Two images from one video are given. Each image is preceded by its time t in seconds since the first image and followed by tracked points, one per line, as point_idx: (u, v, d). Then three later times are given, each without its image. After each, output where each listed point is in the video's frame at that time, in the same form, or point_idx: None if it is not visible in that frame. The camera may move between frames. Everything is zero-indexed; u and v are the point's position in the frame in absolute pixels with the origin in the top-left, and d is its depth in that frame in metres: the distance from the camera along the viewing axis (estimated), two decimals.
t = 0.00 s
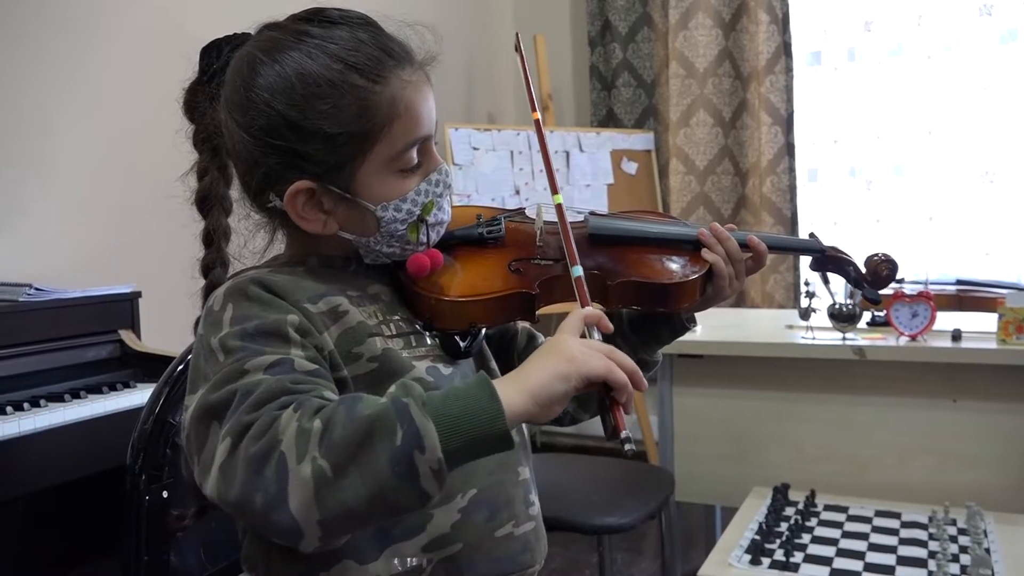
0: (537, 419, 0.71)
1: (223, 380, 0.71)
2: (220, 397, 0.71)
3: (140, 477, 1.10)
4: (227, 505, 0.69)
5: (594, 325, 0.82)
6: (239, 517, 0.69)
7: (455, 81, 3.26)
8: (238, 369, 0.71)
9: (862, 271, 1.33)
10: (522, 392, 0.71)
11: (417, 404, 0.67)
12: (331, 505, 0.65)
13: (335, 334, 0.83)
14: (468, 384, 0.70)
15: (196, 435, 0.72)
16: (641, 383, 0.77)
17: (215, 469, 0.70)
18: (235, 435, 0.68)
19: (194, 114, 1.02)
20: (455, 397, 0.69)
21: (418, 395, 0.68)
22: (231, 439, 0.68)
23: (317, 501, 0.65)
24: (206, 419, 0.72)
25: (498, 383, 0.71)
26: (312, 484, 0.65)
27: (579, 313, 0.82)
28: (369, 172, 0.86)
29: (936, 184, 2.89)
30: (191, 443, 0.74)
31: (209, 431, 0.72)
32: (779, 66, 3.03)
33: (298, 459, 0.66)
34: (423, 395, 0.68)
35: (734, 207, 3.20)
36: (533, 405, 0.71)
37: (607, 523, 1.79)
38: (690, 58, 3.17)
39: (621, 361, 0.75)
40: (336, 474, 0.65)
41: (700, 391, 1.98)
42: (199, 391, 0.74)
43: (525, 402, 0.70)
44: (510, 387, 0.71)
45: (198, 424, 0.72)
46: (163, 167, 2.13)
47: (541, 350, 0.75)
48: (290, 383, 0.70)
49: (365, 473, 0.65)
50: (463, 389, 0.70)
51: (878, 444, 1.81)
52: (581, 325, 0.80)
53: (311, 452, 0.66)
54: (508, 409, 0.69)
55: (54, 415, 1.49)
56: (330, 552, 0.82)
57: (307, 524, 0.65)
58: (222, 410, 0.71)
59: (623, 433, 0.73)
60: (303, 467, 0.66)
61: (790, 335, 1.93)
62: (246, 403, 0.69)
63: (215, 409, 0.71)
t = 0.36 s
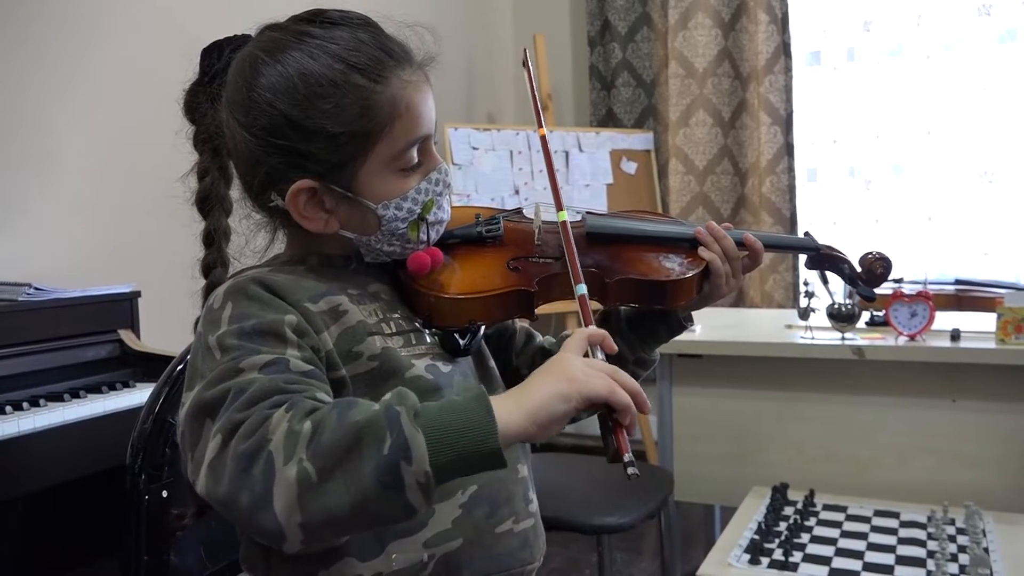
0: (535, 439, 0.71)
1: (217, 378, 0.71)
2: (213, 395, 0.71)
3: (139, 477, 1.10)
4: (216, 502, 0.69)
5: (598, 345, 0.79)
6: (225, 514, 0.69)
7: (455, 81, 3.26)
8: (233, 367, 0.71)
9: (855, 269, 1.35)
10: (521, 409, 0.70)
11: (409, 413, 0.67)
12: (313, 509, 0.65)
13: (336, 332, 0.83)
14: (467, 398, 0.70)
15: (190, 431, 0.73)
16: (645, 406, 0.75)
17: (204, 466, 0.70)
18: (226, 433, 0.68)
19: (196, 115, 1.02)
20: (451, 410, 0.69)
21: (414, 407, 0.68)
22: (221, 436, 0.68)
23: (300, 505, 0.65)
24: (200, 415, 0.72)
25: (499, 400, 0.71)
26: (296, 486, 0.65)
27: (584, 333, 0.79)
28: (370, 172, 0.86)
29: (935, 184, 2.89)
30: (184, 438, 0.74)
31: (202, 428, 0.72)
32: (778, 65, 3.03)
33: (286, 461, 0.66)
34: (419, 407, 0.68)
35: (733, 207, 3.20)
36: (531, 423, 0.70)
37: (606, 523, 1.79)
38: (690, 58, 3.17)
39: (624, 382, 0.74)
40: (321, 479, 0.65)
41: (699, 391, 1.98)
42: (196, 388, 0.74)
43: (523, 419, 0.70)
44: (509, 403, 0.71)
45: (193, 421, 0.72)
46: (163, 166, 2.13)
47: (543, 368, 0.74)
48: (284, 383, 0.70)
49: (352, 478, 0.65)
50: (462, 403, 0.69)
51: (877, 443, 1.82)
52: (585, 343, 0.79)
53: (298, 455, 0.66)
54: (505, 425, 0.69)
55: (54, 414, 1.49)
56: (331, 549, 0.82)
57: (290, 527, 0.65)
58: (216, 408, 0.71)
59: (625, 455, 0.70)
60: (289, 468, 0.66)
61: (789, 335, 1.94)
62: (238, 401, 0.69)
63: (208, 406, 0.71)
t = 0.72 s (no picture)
0: (544, 462, 0.68)
1: (221, 374, 0.71)
2: (217, 391, 0.71)
3: (138, 477, 1.10)
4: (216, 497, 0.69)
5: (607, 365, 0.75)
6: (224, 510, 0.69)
7: (454, 82, 3.26)
8: (236, 363, 0.71)
9: (852, 273, 1.35)
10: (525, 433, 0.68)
11: (409, 426, 0.66)
12: (307, 511, 0.65)
13: (337, 331, 0.83)
14: (475, 415, 0.68)
15: (194, 426, 0.73)
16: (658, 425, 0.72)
17: (206, 461, 0.70)
18: (229, 429, 0.68)
19: (200, 116, 1.02)
20: (452, 426, 0.67)
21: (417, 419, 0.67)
22: (224, 431, 0.69)
23: (296, 505, 0.65)
24: (203, 410, 0.72)
25: (504, 422, 0.69)
26: (293, 486, 0.65)
27: (593, 350, 0.76)
28: (373, 171, 0.86)
29: (934, 185, 2.89)
30: (187, 431, 0.74)
31: (205, 423, 0.72)
32: (777, 66, 3.04)
33: (285, 460, 0.66)
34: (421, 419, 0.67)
35: (732, 207, 3.20)
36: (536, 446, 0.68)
37: (605, 523, 1.79)
38: (689, 59, 3.17)
39: (636, 401, 0.70)
40: (318, 480, 0.65)
41: (698, 391, 1.98)
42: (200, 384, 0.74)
43: (527, 442, 0.67)
44: (514, 425, 0.68)
45: (196, 417, 0.72)
46: (163, 166, 2.13)
47: (553, 386, 0.71)
48: (286, 380, 0.70)
49: (348, 482, 0.65)
50: (468, 419, 0.68)
51: (875, 443, 1.82)
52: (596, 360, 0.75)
53: (297, 455, 0.65)
54: (507, 447, 0.67)
55: (53, 414, 1.49)
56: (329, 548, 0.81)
57: (284, 527, 0.65)
58: (220, 404, 0.71)
59: (638, 474, 0.66)
60: (287, 468, 0.65)
61: (788, 335, 1.94)
62: (241, 397, 0.69)
63: (212, 402, 0.71)
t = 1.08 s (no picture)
0: (544, 505, 0.63)
1: (220, 376, 0.71)
2: (216, 392, 0.70)
3: (134, 478, 1.10)
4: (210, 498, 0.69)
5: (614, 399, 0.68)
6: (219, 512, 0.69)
7: (451, 82, 3.26)
8: (236, 365, 0.71)
9: (847, 275, 1.35)
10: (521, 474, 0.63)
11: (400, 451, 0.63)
12: (291, 522, 0.63)
13: (336, 332, 0.82)
14: (474, 449, 0.64)
15: (190, 426, 0.72)
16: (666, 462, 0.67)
17: (203, 463, 0.70)
18: (227, 430, 0.67)
19: (199, 117, 1.02)
20: (450, 453, 0.63)
21: (414, 444, 0.64)
22: (223, 434, 0.68)
23: (282, 514, 0.64)
24: (201, 411, 0.71)
25: (500, 461, 0.64)
26: (279, 495, 0.64)
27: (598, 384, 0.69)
28: (371, 173, 0.86)
29: (932, 185, 2.89)
30: (185, 430, 0.74)
31: (202, 424, 0.72)
32: (774, 67, 3.04)
33: (276, 468, 0.65)
34: (417, 443, 0.64)
35: (729, 208, 3.20)
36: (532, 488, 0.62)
37: (602, 523, 1.79)
38: (686, 59, 3.17)
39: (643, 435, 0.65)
40: (304, 492, 0.64)
41: (696, 391, 1.98)
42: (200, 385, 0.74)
43: (523, 483, 0.62)
44: (510, 466, 0.63)
45: (195, 418, 0.72)
46: (160, 167, 2.13)
47: (554, 422, 0.66)
48: (286, 384, 0.69)
49: (333, 499, 0.63)
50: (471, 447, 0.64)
51: (873, 443, 1.82)
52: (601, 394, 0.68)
53: (288, 463, 0.64)
54: (501, 489, 0.62)
55: (49, 416, 1.49)
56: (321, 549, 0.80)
57: (268, 536, 0.64)
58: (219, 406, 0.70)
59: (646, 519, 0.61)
60: (276, 475, 0.64)
61: (785, 336, 1.93)
62: (240, 399, 0.69)
63: (211, 404, 0.71)
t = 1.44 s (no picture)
0: None
1: (225, 381, 0.70)
2: (221, 400, 0.70)
3: (134, 478, 1.10)
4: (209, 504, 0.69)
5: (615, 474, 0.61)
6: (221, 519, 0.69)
7: (451, 83, 3.26)
8: (241, 372, 0.70)
9: (846, 274, 1.35)
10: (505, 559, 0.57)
11: (378, 509, 0.60)
12: (274, 549, 0.62)
13: (337, 334, 0.82)
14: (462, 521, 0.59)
15: (193, 431, 0.72)
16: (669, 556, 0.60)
17: (205, 469, 0.70)
18: (232, 439, 0.67)
19: (198, 118, 1.02)
20: (436, 516, 0.60)
21: (399, 500, 0.61)
22: (227, 443, 0.67)
23: (268, 537, 0.63)
24: (203, 417, 0.71)
25: (483, 545, 0.58)
26: (266, 519, 0.63)
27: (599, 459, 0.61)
28: (372, 173, 0.86)
29: (931, 185, 2.90)
30: (188, 433, 0.74)
31: (203, 430, 0.71)
32: (774, 67, 3.04)
33: (268, 491, 0.64)
34: (402, 501, 0.61)
35: (729, 209, 3.20)
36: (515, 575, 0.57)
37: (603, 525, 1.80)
38: (686, 60, 3.17)
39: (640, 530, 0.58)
40: (288, 520, 0.62)
41: (695, 392, 1.98)
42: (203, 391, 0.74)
43: (506, 570, 0.57)
44: (494, 549, 0.58)
45: (200, 425, 0.71)
46: (160, 167, 2.13)
47: (548, 503, 0.59)
48: (290, 394, 0.69)
49: (312, 534, 0.61)
50: (461, 515, 0.60)
51: (872, 443, 1.82)
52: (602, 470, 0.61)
53: (281, 486, 0.63)
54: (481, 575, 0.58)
55: (50, 416, 1.49)
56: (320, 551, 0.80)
57: (253, 555, 0.64)
58: (224, 413, 0.70)
59: None
60: (267, 497, 0.63)
61: (784, 336, 1.93)
62: (245, 408, 0.68)
63: (216, 410, 0.70)
